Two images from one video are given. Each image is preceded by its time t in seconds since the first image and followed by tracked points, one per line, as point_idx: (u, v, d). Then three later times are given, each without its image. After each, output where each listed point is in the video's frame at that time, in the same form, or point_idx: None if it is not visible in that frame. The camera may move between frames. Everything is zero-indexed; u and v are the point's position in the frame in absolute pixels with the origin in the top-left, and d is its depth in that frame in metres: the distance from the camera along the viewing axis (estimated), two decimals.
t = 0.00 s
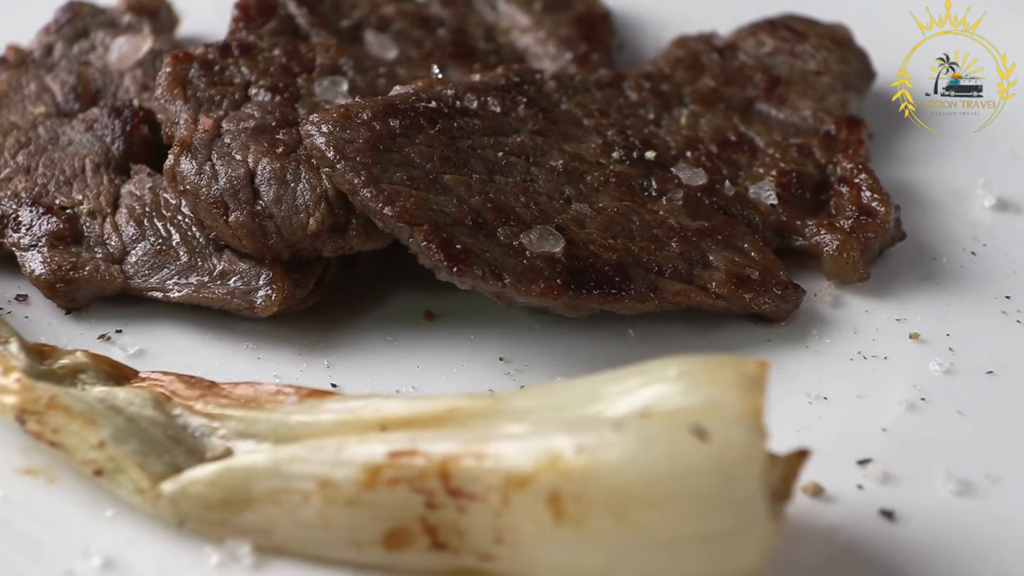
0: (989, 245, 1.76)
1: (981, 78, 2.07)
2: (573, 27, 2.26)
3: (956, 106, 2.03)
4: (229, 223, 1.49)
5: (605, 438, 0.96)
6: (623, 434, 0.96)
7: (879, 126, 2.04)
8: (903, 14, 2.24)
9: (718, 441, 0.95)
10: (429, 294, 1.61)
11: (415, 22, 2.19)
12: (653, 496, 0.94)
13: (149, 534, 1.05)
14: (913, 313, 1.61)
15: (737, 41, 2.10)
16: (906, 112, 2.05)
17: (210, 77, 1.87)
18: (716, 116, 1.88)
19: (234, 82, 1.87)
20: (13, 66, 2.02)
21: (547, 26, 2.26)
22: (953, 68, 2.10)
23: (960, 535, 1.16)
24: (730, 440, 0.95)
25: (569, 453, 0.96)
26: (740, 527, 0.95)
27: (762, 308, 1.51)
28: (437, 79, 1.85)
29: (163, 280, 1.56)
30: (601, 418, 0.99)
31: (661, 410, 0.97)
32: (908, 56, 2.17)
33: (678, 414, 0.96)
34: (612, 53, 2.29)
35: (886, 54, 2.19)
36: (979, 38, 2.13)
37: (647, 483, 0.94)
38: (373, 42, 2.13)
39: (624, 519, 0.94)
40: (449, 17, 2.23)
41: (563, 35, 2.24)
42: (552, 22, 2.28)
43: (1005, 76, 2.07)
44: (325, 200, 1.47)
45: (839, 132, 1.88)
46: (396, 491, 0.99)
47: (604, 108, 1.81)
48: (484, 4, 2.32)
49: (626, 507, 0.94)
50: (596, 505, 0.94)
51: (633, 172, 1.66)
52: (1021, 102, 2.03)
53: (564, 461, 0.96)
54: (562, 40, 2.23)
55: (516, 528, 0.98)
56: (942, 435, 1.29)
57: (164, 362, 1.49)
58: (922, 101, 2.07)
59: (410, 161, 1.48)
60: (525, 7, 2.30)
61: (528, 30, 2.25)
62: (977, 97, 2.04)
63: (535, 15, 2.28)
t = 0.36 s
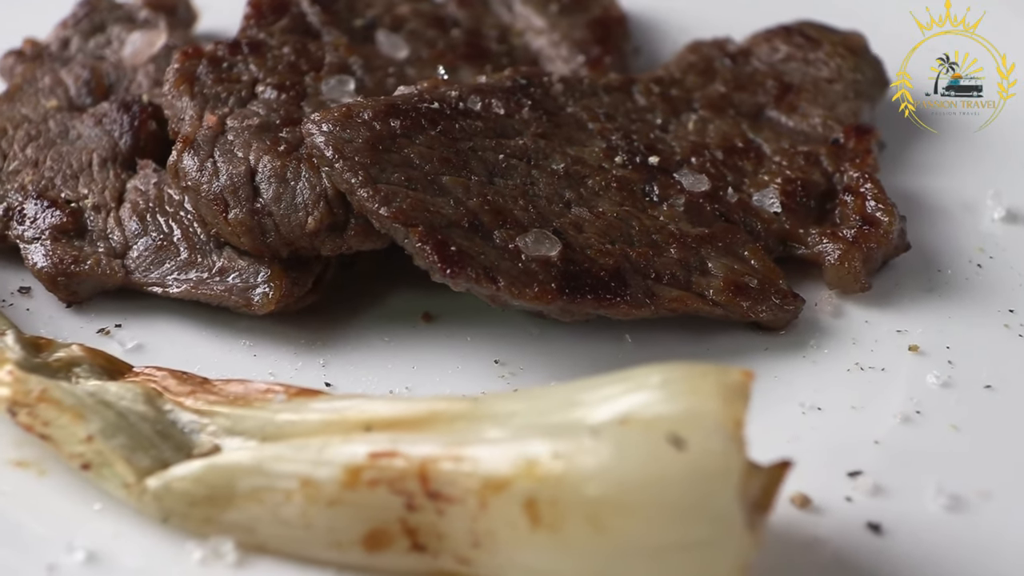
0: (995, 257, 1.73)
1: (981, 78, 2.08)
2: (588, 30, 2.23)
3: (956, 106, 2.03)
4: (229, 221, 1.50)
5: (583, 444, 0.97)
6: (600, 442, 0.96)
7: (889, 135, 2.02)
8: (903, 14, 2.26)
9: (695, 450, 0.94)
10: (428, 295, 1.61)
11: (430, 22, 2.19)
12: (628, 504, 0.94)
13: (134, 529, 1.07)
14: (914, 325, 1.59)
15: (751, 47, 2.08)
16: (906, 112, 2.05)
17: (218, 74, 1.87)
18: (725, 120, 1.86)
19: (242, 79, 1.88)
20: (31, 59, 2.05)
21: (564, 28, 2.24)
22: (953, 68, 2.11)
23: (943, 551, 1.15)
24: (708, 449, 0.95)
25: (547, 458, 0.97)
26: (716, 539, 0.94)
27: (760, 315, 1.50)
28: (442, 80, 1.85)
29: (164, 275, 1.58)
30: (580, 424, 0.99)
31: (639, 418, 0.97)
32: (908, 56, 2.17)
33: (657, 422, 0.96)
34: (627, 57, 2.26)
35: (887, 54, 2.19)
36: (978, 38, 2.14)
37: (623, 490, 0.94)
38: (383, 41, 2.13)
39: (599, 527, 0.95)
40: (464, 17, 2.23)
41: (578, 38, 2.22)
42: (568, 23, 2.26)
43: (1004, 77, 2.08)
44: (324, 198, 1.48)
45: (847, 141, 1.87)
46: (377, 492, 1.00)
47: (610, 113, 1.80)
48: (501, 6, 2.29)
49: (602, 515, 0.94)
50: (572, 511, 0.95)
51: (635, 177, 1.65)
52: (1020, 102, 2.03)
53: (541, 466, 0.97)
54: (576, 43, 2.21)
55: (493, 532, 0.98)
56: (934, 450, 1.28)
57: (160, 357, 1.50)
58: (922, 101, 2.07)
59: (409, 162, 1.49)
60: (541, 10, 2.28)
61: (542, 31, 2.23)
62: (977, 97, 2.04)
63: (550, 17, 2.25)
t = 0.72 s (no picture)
0: (1001, 270, 1.71)
1: (981, 78, 2.09)
2: (601, 33, 2.22)
3: (956, 106, 2.04)
4: (228, 218, 1.51)
5: (560, 451, 0.97)
6: (577, 449, 0.97)
7: (900, 143, 1.99)
8: (903, 14, 2.27)
9: (672, 459, 0.95)
10: (426, 297, 1.61)
11: (444, 22, 2.18)
12: (603, 510, 0.94)
13: (119, 523, 1.08)
14: (915, 336, 1.57)
15: (765, 53, 2.06)
16: (906, 112, 2.04)
17: (226, 71, 1.87)
18: (733, 126, 1.85)
19: (250, 77, 1.88)
20: (47, 53, 2.06)
21: (578, 30, 2.23)
22: (953, 68, 2.11)
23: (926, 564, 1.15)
24: (684, 457, 0.95)
25: (523, 463, 0.97)
26: (692, 548, 0.95)
27: (757, 322, 1.49)
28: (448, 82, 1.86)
29: (165, 270, 1.58)
30: (558, 430, 1.00)
31: (617, 425, 0.98)
32: (908, 56, 2.17)
33: (634, 430, 0.97)
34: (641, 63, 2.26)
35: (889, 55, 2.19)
36: (978, 38, 2.15)
37: (598, 497, 0.94)
38: (395, 41, 2.13)
39: (574, 534, 0.95)
40: (479, 18, 2.23)
41: (591, 41, 2.21)
42: (581, 25, 2.25)
43: (1004, 77, 2.09)
44: (323, 197, 1.48)
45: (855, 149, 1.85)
46: (356, 493, 1.00)
47: (617, 117, 1.79)
48: (516, 7, 2.28)
49: (576, 521, 0.95)
50: (547, 517, 0.95)
51: (637, 182, 1.64)
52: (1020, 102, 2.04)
53: (518, 471, 0.97)
54: (589, 45, 2.20)
55: (470, 536, 0.99)
56: (925, 463, 1.27)
57: (158, 351, 1.52)
58: (923, 101, 2.06)
59: (408, 162, 1.49)
60: (557, 11, 2.27)
61: (557, 34, 2.22)
62: (977, 97, 2.05)
63: (565, 19, 2.25)
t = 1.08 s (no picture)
0: (1006, 283, 1.68)
1: (981, 78, 2.08)
2: (615, 36, 2.21)
3: (956, 106, 2.03)
4: (229, 215, 1.52)
5: (535, 457, 0.99)
6: (553, 455, 0.99)
7: (912, 153, 1.97)
8: (904, 14, 2.27)
9: (647, 467, 0.97)
10: (426, 298, 1.61)
11: (459, 23, 2.18)
12: (576, 516, 0.96)
13: (105, 517, 1.11)
14: (914, 348, 1.55)
15: (778, 60, 2.03)
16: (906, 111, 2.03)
17: (234, 68, 1.87)
18: (740, 133, 1.83)
19: (256, 75, 1.87)
20: (64, 47, 2.08)
21: (592, 32, 2.22)
22: (953, 68, 2.11)
23: None
24: (659, 466, 0.97)
25: (498, 468, 0.99)
26: (665, 557, 0.96)
27: (754, 331, 1.48)
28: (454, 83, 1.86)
29: (166, 266, 1.60)
30: (534, 436, 1.02)
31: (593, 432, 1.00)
32: (909, 55, 2.17)
33: (609, 437, 0.99)
34: (654, 67, 2.24)
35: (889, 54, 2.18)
36: (978, 38, 2.14)
37: (571, 503, 0.96)
38: (406, 41, 2.13)
39: (547, 539, 0.96)
40: (494, 19, 2.23)
41: (604, 44, 2.19)
42: (596, 28, 2.24)
43: (1004, 77, 2.08)
44: (323, 196, 1.49)
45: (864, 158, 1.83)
46: (337, 493, 1.02)
47: (623, 121, 1.78)
48: (533, 8, 2.29)
49: (549, 527, 0.96)
50: (521, 522, 0.97)
51: (639, 187, 1.63)
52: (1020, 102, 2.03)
53: (493, 475, 0.99)
54: (602, 49, 2.19)
55: (447, 539, 1.00)
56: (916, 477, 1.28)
57: (156, 347, 1.54)
58: (923, 100, 2.05)
59: (407, 163, 1.50)
60: (573, 13, 2.26)
61: (571, 36, 2.21)
62: (977, 97, 2.04)
63: (580, 21, 2.24)
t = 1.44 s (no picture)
0: (1009, 297, 1.66)
1: (981, 78, 2.07)
2: (631, 41, 2.19)
3: (957, 107, 2.03)
4: (229, 211, 1.53)
5: (507, 462, 1.00)
6: (524, 461, 1.00)
7: (922, 163, 1.95)
8: (903, 15, 2.26)
9: (617, 475, 0.98)
10: (424, 299, 1.62)
11: (476, 25, 2.18)
12: (544, 522, 0.97)
13: (90, 509, 1.13)
14: (913, 360, 1.54)
15: (793, 67, 2.00)
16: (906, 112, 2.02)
17: (244, 65, 1.87)
18: (749, 140, 1.81)
19: (267, 72, 1.88)
20: (84, 40, 2.09)
21: (608, 36, 2.21)
22: (953, 68, 2.09)
23: None
24: (629, 474, 0.98)
25: (470, 472, 1.01)
26: (633, 564, 0.97)
27: (750, 341, 1.48)
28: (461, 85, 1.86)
29: (168, 260, 1.61)
30: (508, 442, 1.04)
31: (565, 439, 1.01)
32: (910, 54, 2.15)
33: (581, 444, 1.01)
34: (668, 73, 2.23)
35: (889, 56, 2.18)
36: (978, 39, 2.13)
37: (539, 509, 0.97)
38: (420, 41, 2.13)
39: (515, 544, 0.98)
40: (512, 22, 2.22)
41: (620, 49, 2.18)
42: (612, 31, 2.22)
43: (1005, 76, 2.07)
44: (321, 195, 1.50)
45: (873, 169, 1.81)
46: (314, 492, 1.04)
47: (629, 126, 1.77)
48: (551, 11, 2.28)
49: (517, 532, 0.97)
50: (490, 527, 0.98)
51: (640, 194, 1.63)
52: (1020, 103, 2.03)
53: (465, 479, 1.00)
54: (617, 52, 2.17)
55: (419, 541, 1.02)
56: (901, 493, 1.28)
57: (154, 341, 1.55)
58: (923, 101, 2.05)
59: (405, 163, 1.50)
60: (591, 17, 2.25)
61: (588, 40, 2.20)
62: (978, 97, 2.03)
63: (597, 25, 2.22)
